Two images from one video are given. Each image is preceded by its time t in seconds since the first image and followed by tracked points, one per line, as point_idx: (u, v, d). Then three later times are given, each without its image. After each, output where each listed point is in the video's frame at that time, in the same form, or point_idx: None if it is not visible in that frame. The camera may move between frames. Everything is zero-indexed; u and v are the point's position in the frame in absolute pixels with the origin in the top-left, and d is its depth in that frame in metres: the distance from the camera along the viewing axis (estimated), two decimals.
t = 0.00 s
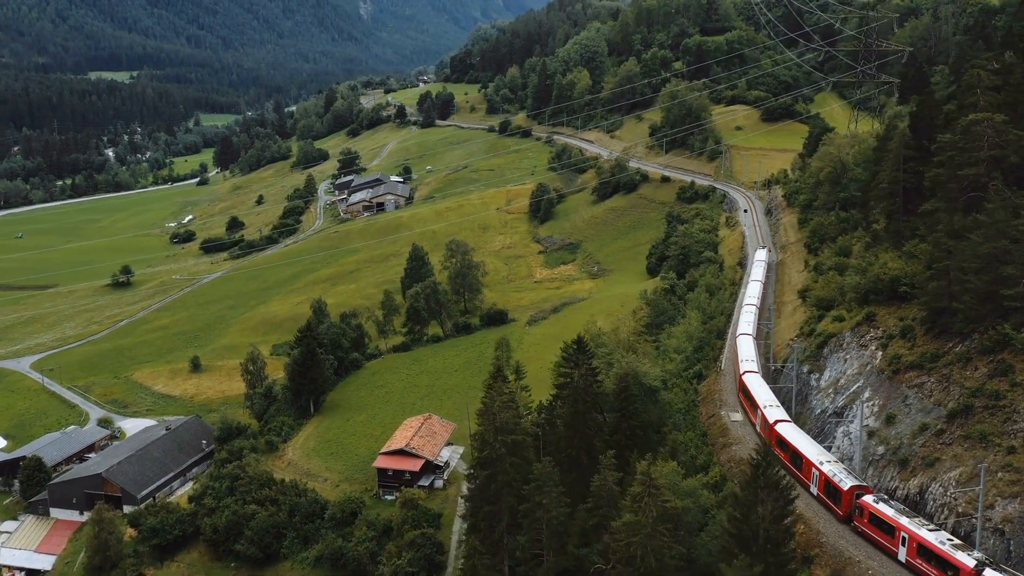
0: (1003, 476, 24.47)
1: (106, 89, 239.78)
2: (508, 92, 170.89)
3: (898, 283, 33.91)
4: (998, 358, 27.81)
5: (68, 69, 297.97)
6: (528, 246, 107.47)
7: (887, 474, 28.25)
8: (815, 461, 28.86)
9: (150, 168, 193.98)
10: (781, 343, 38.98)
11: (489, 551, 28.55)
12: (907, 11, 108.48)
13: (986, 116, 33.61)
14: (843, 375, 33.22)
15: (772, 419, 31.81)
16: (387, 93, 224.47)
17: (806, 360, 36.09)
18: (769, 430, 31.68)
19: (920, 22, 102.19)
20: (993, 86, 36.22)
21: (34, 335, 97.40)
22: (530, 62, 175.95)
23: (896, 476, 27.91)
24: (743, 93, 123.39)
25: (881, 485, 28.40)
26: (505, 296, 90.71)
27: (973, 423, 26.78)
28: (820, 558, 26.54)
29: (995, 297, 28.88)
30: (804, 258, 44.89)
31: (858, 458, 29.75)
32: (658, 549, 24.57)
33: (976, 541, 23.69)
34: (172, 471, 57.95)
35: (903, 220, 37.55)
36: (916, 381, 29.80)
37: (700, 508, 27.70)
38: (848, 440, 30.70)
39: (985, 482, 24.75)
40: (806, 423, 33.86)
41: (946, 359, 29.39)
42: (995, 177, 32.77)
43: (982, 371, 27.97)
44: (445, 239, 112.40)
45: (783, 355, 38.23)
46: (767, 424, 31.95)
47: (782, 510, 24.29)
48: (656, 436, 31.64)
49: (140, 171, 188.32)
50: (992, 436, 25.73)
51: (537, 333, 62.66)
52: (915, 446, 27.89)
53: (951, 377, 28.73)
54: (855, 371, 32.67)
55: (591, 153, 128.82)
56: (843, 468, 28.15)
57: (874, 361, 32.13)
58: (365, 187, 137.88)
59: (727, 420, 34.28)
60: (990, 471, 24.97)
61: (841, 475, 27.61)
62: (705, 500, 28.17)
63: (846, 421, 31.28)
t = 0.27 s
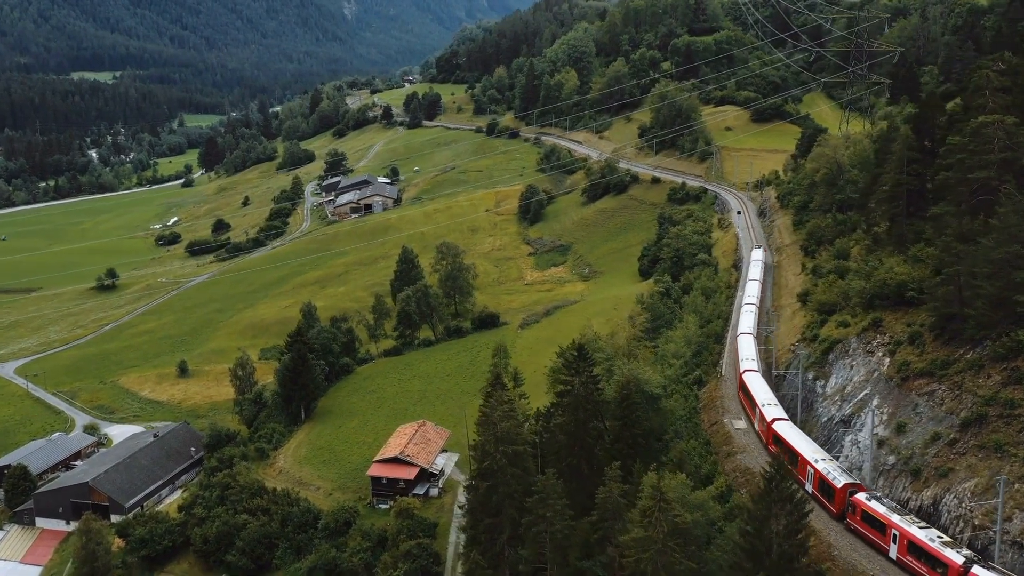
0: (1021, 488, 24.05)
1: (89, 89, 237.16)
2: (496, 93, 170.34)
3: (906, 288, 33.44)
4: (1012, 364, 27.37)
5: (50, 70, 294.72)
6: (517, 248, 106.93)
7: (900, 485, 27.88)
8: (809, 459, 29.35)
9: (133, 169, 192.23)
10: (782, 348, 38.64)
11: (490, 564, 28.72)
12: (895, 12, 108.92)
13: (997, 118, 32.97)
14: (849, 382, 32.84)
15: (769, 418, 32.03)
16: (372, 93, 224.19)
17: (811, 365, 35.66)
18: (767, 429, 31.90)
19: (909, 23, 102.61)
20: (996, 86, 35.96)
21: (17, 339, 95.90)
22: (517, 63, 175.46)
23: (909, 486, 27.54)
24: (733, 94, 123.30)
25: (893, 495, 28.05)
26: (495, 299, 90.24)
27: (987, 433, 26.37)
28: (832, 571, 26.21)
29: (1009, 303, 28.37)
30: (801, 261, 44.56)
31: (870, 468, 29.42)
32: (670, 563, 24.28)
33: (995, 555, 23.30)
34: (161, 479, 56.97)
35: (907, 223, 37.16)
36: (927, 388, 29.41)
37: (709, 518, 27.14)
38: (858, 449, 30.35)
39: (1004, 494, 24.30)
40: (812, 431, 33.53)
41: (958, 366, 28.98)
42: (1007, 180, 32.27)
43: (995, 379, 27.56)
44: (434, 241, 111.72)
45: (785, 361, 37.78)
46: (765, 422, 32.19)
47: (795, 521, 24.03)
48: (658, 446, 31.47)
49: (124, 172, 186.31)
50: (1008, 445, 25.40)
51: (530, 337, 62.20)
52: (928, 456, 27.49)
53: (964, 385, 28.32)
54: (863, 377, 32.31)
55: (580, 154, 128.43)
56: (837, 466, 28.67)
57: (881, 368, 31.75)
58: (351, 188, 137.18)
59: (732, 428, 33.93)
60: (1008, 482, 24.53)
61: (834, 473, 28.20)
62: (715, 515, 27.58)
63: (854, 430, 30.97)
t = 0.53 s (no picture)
0: None
1: (69, 90, 234.18)
2: (482, 93, 169.74)
3: (916, 295, 33.02)
4: None
5: (30, 71, 291.67)
6: (506, 250, 106.31)
7: (916, 498, 27.39)
8: (806, 457, 29.59)
9: (115, 171, 190.07)
10: (786, 354, 38.11)
11: None
12: (882, 12, 109.32)
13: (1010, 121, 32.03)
14: (858, 391, 32.27)
15: (768, 416, 32.32)
16: (356, 94, 222.84)
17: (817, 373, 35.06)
18: (767, 427, 32.15)
19: (897, 24, 102.99)
20: (999, 89, 35.62)
21: None
22: (504, 63, 174.79)
23: (926, 499, 27.05)
24: (723, 95, 123.68)
25: (910, 509, 27.57)
26: (486, 302, 89.59)
27: (1006, 443, 25.87)
28: None
29: None
30: (800, 265, 44.12)
31: (883, 479, 29.00)
32: None
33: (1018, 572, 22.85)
34: (148, 489, 55.83)
35: (913, 229, 36.70)
36: (940, 398, 28.95)
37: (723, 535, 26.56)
38: (870, 460, 29.83)
39: None
40: (821, 441, 32.95)
41: (972, 376, 28.58)
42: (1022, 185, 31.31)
43: (1014, 389, 27.07)
44: (422, 244, 110.89)
45: (789, 369, 37.22)
46: (764, 420, 32.50)
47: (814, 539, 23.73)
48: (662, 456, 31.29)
49: (106, 174, 184.01)
50: None
51: (523, 342, 61.61)
52: (945, 469, 26.99)
53: (979, 395, 27.90)
54: (872, 386, 31.86)
55: (568, 155, 128.08)
56: (833, 463, 28.98)
57: (892, 377, 31.19)
58: (337, 190, 135.96)
59: (737, 438, 33.50)
60: None
61: (830, 471, 28.59)
62: (727, 532, 26.94)
63: (864, 439, 30.52)
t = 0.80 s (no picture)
0: None
1: (50, 90, 231.44)
2: (467, 94, 169.06)
3: (929, 302, 32.29)
4: None
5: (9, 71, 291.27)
6: (496, 252, 105.66)
7: (934, 512, 26.62)
8: (803, 455, 29.89)
9: (97, 172, 188.08)
10: (789, 361, 37.73)
11: None
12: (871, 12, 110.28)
13: None
14: (869, 401, 31.73)
15: (768, 414, 32.78)
16: (341, 94, 221.83)
17: (826, 382, 34.46)
18: (766, 426, 32.62)
19: (884, 24, 103.81)
20: (1003, 93, 35.35)
21: None
22: (490, 63, 174.06)
23: (945, 511, 26.31)
24: (713, 95, 123.96)
25: (927, 522, 26.76)
26: (476, 305, 88.97)
27: None
28: None
29: None
30: (797, 269, 43.78)
31: (898, 491, 28.32)
32: None
33: None
34: (135, 499, 54.74)
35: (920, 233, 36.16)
36: (957, 409, 28.32)
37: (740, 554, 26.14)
38: (884, 472, 29.19)
39: None
40: (831, 451, 32.32)
41: (989, 386, 27.97)
42: None
43: None
44: (411, 246, 110.09)
45: (794, 378, 36.76)
46: (764, 419, 32.99)
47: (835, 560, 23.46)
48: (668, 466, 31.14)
49: (88, 176, 181.92)
50: None
51: (515, 348, 61.11)
52: (963, 483, 26.31)
53: (997, 405, 27.26)
54: (883, 395, 31.30)
55: (557, 156, 127.63)
56: (829, 461, 29.20)
57: (904, 386, 30.67)
58: (324, 192, 134.74)
59: (744, 448, 33.14)
60: None
61: (826, 468, 28.80)
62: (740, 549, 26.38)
63: (878, 451, 29.93)
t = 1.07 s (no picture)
0: None
1: (33, 90, 229.69)
2: (454, 94, 168.38)
3: (938, 308, 31.65)
4: None
5: None
6: (485, 254, 105.04)
7: (950, 524, 26.17)
8: (800, 452, 30.13)
9: (80, 173, 186.26)
10: (791, 366, 37.39)
11: None
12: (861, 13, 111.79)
13: None
14: (878, 408, 31.29)
15: (768, 412, 33.04)
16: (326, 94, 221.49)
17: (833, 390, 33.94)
18: (765, 423, 32.86)
19: (874, 25, 105.35)
20: (1009, 95, 35.26)
21: None
22: (476, 64, 173.39)
23: (961, 523, 25.90)
24: (702, 95, 124.32)
25: (943, 535, 26.35)
26: (467, 308, 88.34)
27: None
28: None
29: None
30: (795, 272, 43.40)
31: (910, 502, 27.89)
32: None
33: None
34: (123, 508, 53.55)
35: (926, 236, 35.61)
36: (971, 418, 27.78)
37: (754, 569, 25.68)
38: (896, 483, 28.83)
39: None
40: (840, 461, 31.93)
41: (1002, 394, 27.42)
42: None
43: None
44: (400, 249, 109.24)
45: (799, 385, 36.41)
46: (763, 416, 33.29)
47: None
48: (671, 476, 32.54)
49: (72, 177, 179.71)
50: None
51: (509, 352, 60.65)
52: (979, 494, 25.82)
53: (1012, 413, 26.68)
54: (892, 403, 30.81)
55: (546, 157, 127.21)
56: (825, 459, 29.48)
57: (915, 394, 30.13)
58: (311, 194, 133.57)
59: (749, 457, 32.77)
60: None
61: (821, 466, 28.99)
62: (755, 565, 25.85)
63: (889, 460, 29.49)
